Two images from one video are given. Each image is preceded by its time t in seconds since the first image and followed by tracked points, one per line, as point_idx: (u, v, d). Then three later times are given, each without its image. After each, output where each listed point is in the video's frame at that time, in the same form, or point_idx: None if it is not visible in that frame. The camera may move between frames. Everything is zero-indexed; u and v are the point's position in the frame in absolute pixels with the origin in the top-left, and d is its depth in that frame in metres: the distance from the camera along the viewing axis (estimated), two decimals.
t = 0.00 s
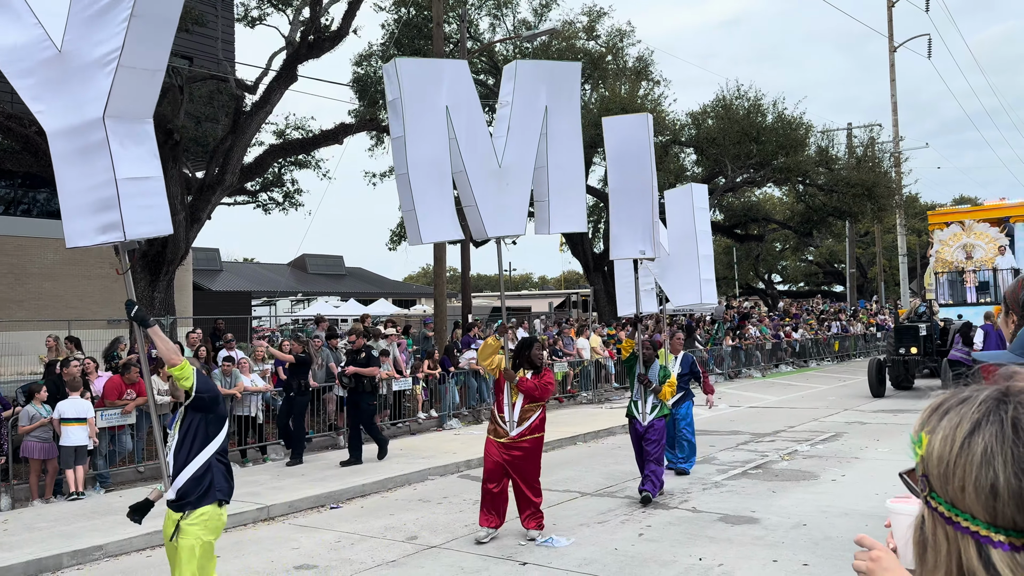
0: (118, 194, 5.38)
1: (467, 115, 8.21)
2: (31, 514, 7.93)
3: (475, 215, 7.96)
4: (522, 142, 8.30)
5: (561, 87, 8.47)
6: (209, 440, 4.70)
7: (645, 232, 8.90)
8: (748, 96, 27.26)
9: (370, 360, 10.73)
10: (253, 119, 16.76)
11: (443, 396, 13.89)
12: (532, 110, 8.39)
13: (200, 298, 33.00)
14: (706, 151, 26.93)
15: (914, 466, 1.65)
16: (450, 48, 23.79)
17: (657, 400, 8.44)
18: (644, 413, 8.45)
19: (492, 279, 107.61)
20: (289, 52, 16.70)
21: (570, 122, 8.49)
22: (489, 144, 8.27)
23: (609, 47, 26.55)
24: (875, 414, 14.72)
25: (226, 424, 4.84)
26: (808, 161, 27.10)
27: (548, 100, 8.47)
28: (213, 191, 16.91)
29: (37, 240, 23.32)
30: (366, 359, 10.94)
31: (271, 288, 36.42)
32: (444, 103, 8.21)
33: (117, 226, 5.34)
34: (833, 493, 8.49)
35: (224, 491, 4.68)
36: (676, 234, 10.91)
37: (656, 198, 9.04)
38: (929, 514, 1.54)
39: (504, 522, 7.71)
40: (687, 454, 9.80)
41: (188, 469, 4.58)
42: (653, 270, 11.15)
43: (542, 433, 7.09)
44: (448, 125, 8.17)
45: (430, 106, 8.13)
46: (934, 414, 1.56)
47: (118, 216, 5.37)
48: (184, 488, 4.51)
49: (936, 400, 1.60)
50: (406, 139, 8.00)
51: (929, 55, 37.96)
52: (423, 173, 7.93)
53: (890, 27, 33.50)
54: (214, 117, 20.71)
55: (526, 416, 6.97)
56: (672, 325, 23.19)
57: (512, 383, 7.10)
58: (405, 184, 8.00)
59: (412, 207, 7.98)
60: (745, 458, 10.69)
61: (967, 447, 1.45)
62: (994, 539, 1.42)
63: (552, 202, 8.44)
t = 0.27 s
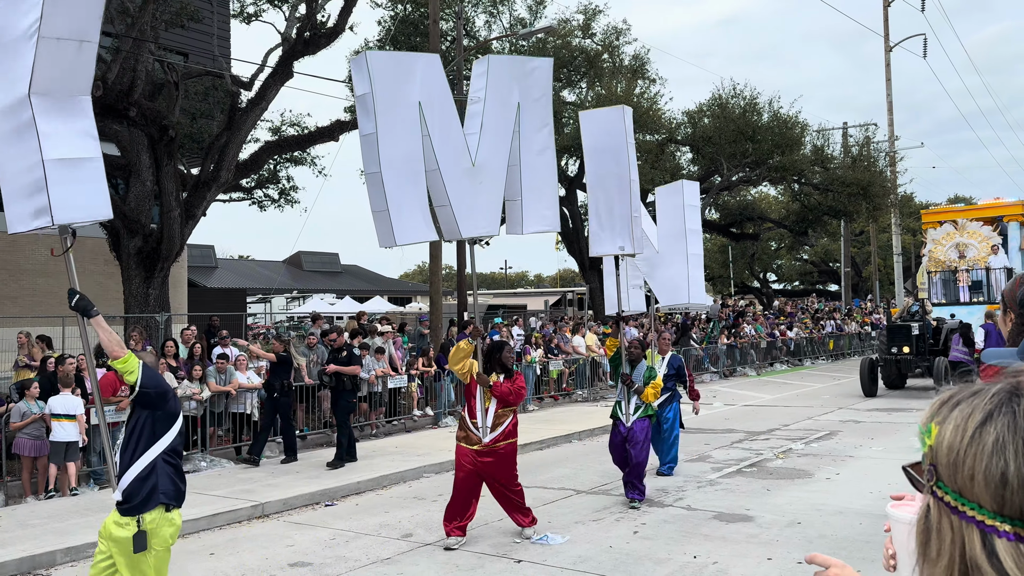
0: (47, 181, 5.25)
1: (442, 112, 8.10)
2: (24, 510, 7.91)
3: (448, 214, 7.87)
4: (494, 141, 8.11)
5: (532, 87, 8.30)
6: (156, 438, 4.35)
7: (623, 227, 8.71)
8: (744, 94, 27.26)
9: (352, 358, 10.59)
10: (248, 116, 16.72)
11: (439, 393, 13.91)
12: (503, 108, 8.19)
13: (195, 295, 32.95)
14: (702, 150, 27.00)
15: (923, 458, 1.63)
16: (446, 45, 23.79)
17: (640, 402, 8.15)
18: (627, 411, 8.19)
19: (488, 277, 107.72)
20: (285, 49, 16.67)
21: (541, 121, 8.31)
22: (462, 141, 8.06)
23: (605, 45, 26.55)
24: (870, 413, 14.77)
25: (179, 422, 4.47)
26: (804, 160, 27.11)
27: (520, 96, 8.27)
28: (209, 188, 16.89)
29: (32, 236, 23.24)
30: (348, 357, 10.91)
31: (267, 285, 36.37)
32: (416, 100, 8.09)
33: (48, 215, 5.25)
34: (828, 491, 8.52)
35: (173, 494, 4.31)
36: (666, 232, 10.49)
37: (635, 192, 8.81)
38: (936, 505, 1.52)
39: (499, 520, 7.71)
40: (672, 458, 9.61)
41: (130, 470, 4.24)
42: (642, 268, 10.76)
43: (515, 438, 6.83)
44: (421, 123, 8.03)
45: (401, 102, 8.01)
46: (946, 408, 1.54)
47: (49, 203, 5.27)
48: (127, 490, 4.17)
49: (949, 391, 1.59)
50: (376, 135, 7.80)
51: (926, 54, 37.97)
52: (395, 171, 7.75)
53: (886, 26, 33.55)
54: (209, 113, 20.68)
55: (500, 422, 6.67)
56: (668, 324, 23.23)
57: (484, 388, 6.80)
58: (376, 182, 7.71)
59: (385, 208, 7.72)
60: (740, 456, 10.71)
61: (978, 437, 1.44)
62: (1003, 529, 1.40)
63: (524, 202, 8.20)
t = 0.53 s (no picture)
0: None
1: (406, 91, 6.94)
2: (20, 508, 7.90)
3: (418, 205, 6.86)
4: (463, 128, 7.15)
5: (498, 67, 7.35)
6: (95, 448, 4.33)
7: (600, 221, 8.37)
8: (742, 93, 27.24)
9: (334, 359, 10.27)
10: (246, 112, 16.67)
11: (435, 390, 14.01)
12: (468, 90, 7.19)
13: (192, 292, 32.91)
14: (700, 148, 27.00)
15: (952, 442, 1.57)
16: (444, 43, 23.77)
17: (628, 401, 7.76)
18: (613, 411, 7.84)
19: (485, 275, 107.74)
20: (282, 46, 16.62)
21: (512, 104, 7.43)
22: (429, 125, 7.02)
23: (603, 42, 26.50)
24: (866, 411, 14.79)
25: (121, 431, 4.45)
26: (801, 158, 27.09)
27: (489, 79, 7.30)
28: (206, 184, 16.86)
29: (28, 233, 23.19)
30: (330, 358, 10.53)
31: (264, 282, 36.34)
32: (380, 85, 6.91)
33: None
34: (824, 489, 8.52)
35: (111, 508, 4.26)
36: (653, 227, 10.09)
37: (613, 185, 8.43)
38: (960, 486, 1.46)
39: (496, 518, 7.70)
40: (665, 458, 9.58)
41: (67, 480, 4.21)
42: (630, 265, 10.30)
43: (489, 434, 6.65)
44: (385, 106, 6.89)
45: (362, 88, 6.84)
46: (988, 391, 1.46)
47: None
48: (62, 503, 4.14)
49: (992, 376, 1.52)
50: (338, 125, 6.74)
51: (923, 53, 37.98)
52: (360, 167, 6.71)
53: (884, 25, 33.54)
54: (207, 110, 20.66)
55: (472, 418, 6.51)
56: (665, 322, 23.24)
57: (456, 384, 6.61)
58: (342, 173, 6.72)
59: (350, 209, 6.73)
60: (736, 454, 10.71)
61: (1017, 418, 1.37)
62: None
63: (493, 192, 7.34)
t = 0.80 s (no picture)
0: None
1: (372, 89, 6.82)
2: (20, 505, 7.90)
3: (389, 208, 6.74)
4: (432, 125, 7.05)
5: (467, 61, 7.26)
6: (39, 448, 4.27)
7: (582, 220, 8.03)
8: (744, 91, 27.20)
9: (320, 356, 9.94)
10: (247, 110, 16.62)
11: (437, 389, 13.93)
12: (436, 86, 7.11)
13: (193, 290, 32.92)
14: (701, 146, 26.99)
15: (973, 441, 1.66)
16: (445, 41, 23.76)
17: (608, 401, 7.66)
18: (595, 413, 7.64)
19: (486, 273, 107.77)
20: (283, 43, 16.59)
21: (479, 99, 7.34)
22: (396, 124, 6.91)
23: (604, 40, 26.48)
24: (867, 410, 14.78)
25: (70, 430, 4.36)
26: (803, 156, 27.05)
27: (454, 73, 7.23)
28: (207, 182, 16.84)
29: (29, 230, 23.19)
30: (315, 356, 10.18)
31: (265, 280, 36.34)
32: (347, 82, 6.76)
33: None
34: (825, 488, 8.52)
35: (54, 512, 4.17)
36: (645, 224, 9.80)
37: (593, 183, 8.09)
38: (980, 482, 1.54)
39: (497, 515, 7.71)
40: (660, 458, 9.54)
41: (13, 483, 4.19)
42: (618, 262, 9.86)
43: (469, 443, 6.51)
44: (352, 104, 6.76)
45: (327, 85, 6.68)
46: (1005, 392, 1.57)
47: None
48: (6, 506, 4.14)
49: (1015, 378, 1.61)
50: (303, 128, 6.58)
51: (924, 51, 37.96)
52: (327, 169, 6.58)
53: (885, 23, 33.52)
54: (208, 108, 20.65)
55: (451, 427, 6.38)
56: (665, 320, 23.24)
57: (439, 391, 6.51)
58: (310, 175, 6.57)
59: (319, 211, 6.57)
60: (737, 453, 10.71)
61: None
62: None
63: (464, 190, 7.35)
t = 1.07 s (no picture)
0: None
1: (334, 73, 6.79)
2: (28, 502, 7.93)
3: (359, 197, 6.62)
4: (402, 110, 6.93)
5: (438, 43, 7.17)
6: None
7: (567, 212, 7.96)
8: (749, 87, 27.11)
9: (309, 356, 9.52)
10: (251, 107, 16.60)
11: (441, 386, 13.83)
12: (405, 69, 6.99)
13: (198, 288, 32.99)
14: (706, 143, 26.93)
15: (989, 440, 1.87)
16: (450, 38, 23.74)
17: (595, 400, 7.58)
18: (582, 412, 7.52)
19: (490, 270, 107.82)
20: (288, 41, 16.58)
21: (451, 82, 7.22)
22: (363, 109, 6.79)
23: (609, 37, 26.44)
24: (873, 407, 14.76)
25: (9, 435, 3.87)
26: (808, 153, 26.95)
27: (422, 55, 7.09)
28: (212, 180, 16.88)
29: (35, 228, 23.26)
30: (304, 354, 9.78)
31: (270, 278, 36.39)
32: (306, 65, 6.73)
33: None
34: (831, 485, 8.51)
35: None
36: (637, 220, 9.75)
37: (578, 175, 8.03)
38: (998, 480, 1.76)
39: (502, 513, 7.72)
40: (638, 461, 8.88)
41: None
42: (610, 259, 9.80)
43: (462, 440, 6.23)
44: (313, 89, 6.73)
45: (286, 71, 6.67)
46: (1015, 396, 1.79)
47: None
48: None
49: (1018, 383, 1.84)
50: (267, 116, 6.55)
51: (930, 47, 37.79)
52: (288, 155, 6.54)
53: (892, 20, 33.39)
54: (213, 106, 20.68)
55: (437, 424, 6.13)
56: (670, 318, 23.21)
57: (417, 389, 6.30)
58: (272, 165, 6.54)
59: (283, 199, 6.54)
60: (742, 450, 10.70)
61: None
62: None
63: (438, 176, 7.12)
